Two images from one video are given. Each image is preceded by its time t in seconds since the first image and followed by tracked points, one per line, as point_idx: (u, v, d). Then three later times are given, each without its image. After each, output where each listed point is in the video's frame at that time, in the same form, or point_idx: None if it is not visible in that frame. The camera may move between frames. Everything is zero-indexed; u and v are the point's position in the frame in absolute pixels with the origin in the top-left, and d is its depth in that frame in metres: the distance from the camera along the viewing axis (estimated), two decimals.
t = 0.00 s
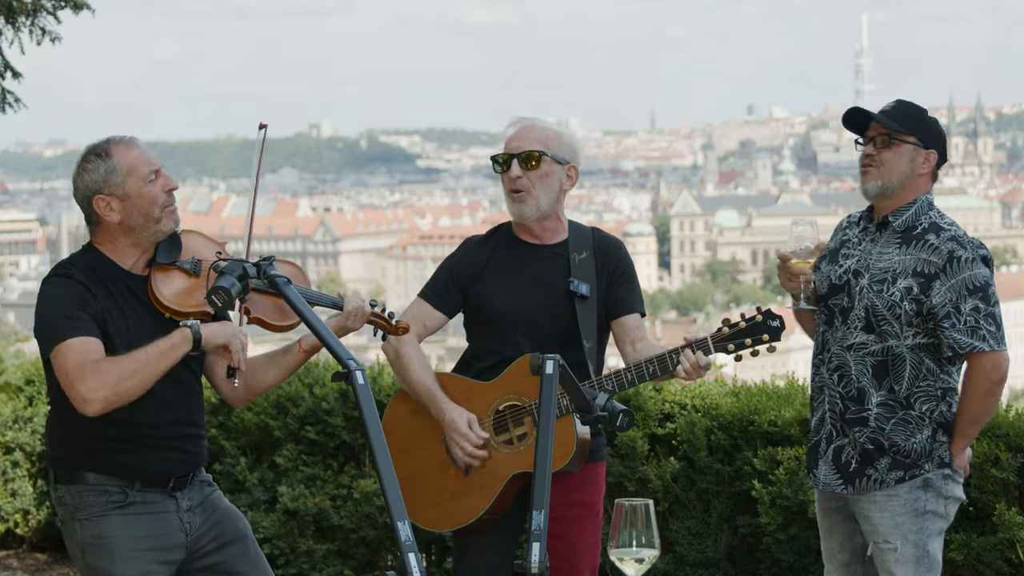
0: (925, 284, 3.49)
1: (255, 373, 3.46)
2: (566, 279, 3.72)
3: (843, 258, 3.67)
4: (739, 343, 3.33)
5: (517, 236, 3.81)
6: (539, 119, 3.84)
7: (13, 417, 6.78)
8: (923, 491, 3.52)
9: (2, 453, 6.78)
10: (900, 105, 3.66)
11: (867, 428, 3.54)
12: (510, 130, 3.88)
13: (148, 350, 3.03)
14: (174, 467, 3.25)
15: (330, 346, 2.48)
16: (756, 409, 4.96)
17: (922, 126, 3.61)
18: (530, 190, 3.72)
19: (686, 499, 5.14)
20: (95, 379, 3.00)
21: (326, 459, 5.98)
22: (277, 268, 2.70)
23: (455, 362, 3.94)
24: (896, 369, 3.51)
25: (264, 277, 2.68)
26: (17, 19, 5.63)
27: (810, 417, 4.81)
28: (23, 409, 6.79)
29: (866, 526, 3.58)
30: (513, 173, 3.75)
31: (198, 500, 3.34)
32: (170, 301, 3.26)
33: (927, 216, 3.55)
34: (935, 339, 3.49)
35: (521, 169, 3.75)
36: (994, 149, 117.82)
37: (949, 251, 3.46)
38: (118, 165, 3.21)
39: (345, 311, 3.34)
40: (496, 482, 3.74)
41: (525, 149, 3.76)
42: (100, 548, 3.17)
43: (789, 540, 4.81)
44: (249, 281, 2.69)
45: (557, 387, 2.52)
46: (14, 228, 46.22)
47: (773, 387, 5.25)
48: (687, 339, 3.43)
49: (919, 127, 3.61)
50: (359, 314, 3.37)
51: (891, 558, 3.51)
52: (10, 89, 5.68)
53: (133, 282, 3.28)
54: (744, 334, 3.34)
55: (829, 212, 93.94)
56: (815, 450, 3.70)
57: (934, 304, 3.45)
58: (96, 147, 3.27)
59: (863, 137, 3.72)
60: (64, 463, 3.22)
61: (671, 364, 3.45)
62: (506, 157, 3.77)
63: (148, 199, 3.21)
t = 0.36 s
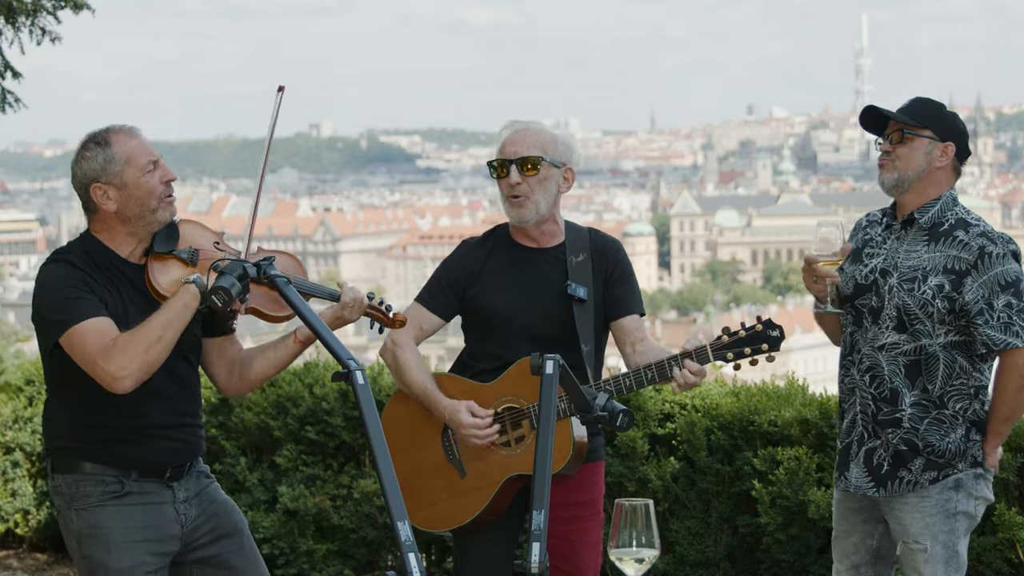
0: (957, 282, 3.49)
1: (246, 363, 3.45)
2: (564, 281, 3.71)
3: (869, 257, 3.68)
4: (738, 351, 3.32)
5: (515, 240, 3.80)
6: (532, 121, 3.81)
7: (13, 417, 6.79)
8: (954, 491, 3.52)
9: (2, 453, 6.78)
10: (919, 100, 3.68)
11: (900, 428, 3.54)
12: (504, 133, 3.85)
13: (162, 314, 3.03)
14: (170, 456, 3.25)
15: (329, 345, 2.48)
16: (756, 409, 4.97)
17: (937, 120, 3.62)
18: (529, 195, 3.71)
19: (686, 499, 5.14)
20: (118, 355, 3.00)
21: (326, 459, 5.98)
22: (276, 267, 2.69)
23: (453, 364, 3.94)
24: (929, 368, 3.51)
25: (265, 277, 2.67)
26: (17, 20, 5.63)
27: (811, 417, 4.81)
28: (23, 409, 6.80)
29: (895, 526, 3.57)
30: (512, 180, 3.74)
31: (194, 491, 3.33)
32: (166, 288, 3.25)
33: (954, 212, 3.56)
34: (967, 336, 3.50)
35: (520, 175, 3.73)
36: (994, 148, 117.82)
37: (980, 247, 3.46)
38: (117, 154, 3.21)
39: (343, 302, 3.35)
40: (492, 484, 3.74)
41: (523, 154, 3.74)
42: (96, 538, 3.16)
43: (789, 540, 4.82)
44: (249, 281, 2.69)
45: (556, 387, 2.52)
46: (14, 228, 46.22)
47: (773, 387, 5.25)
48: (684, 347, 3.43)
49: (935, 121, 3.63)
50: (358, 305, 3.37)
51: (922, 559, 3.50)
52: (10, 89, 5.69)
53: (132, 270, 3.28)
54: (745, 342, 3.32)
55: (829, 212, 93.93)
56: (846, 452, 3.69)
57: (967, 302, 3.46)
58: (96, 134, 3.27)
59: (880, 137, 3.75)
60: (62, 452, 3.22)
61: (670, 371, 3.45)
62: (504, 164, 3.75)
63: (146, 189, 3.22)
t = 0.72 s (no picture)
0: (976, 286, 3.49)
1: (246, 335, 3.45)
2: (561, 278, 3.71)
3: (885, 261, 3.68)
4: (739, 341, 3.31)
5: (510, 239, 3.79)
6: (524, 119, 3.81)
7: (13, 417, 6.79)
8: (972, 492, 3.53)
9: (2, 453, 6.79)
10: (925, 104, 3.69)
11: (922, 433, 3.53)
12: (494, 129, 3.85)
13: (146, 311, 3.02)
14: (168, 434, 3.25)
15: (329, 345, 2.48)
16: (756, 409, 4.97)
17: (948, 123, 3.62)
18: (520, 190, 3.69)
19: (687, 499, 5.14)
20: (89, 335, 2.99)
21: (326, 459, 5.98)
22: (276, 267, 2.70)
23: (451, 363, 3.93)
24: (950, 371, 3.50)
25: (264, 277, 2.68)
26: (17, 19, 5.63)
27: (811, 417, 4.81)
28: (23, 409, 6.80)
29: (911, 526, 3.58)
30: (502, 176, 3.72)
31: (190, 471, 3.32)
32: (165, 260, 3.31)
33: (971, 214, 3.56)
34: (987, 339, 3.50)
35: (509, 171, 3.72)
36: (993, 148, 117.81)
37: (998, 251, 3.47)
38: (130, 125, 3.20)
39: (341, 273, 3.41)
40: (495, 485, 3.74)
41: (512, 150, 3.73)
42: (91, 515, 3.16)
43: (789, 540, 4.81)
44: (249, 281, 2.69)
45: (556, 388, 2.52)
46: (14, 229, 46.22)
47: (773, 387, 5.25)
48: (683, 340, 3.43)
49: (945, 124, 3.62)
50: (355, 275, 3.45)
51: (937, 559, 3.51)
52: (10, 89, 5.69)
53: (130, 241, 3.28)
54: (745, 331, 3.31)
55: (829, 212, 93.92)
56: (867, 457, 3.67)
57: (987, 306, 3.45)
58: (111, 101, 3.25)
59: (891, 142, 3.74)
60: (58, 427, 3.21)
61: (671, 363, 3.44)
62: (493, 159, 3.75)
63: (154, 164, 3.20)
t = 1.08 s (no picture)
0: (975, 288, 3.49)
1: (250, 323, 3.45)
2: (562, 288, 3.70)
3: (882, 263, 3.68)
4: (740, 361, 3.30)
5: (513, 250, 3.77)
6: (528, 125, 3.76)
7: (13, 417, 6.79)
8: (969, 492, 3.53)
9: (2, 453, 6.79)
10: (927, 105, 3.68)
11: (920, 434, 3.52)
12: (496, 139, 3.79)
13: (131, 317, 3.02)
14: (167, 426, 3.25)
15: (329, 345, 2.48)
16: (756, 409, 4.97)
17: (950, 126, 3.62)
18: (521, 208, 3.64)
19: (687, 499, 5.14)
20: (70, 331, 3.00)
21: (326, 459, 5.98)
22: (276, 267, 2.68)
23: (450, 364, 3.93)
24: (948, 372, 3.50)
25: (264, 277, 2.67)
26: (17, 20, 5.63)
27: (811, 417, 4.81)
28: (23, 409, 6.80)
29: (908, 526, 3.58)
30: (503, 194, 3.67)
31: (189, 465, 3.32)
32: (165, 249, 3.31)
33: (970, 216, 3.56)
34: (986, 341, 3.50)
35: (511, 188, 3.66)
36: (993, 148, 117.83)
37: (998, 252, 3.47)
38: (132, 112, 3.19)
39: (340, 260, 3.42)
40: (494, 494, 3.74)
41: (514, 167, 3.68)
42: (89, 506, 3.16)
43: (789, 540, 4.81)
44: (248, 281, 2.69)
45: (556, 388, 2.52)
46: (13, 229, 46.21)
47: (773, 387, 5.25)
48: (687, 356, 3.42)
49: (947, 127, 3.62)
50: (354, 262, 3.45)
51: (932, 558, 3.51)
52: (10, 89, 5.69)
53: (131, 232, 3.28)
54: (749, 351, 3.30)
55: (829, 212, 93.92)
56: (865, 458, 3.67)
57: (987, 307, 3.45)
58: (114, 89, 3.24)
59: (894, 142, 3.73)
60: (57, 418, 3.22)
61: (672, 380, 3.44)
62: (497, 176, 3.69)
63: (156, 153, 3.20)
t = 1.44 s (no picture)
0: (950, 284, 3.51)
1: (253, 322, 3.46)
2: (562, 286, 3.69)
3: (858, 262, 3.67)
4: (741, 364, 3.30)
5: (512, 244, 3.76)
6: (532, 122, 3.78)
7: (13, 417, 6.79)
8: (949, 489, 3.52)
9: (2, 453, 6.79)
10: (902, 107, 3.66)
11: (898, 431, 3.53)
12: (498, 135, 3.80)
13: (120, 327, 3.02)
14: (166, 427, 3.25)
15: (329, 345, 2.48)
16: (756, 409, 4.97)
17: (928, 129, 3.62)
18: (523, 201, 3.65)
19: (686, 499, 5.14)
20: (61, 332, 2.99)
21: (326, 459, 5.98)
22: (276, 267, 2.70)
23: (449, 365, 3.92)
24: (924, 369, 3.51)
25: (264, 277, 2.68)
26: (17, 20, 5.63)
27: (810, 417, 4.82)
28: (23, 409, 6.80)
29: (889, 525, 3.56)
30: (505, 186, 3.68)
31: (188, 465, 3.31)
32: (169, 247, 3.33)
33: (943, 215, 3.57)
34: (961, 338, 3.52)
35: (514, 181, 3.67)
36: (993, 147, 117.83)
37: (972, 249, 3.48)
38: (133, 104, 3.19)
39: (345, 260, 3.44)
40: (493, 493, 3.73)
41: (518, 161, 3.68)
42: (88, 505, 3.16)
43: (789, 540, 4.81)
44: (248, 281, 2.70)
45: (556, 388, 2.53)
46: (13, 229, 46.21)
47: (772, 387, 5.25)
48: (688, 360, 3.42)
49: (926, 130, 3.62)
50: (359, 262, 3.48)
51: (915, 556, 3.49)
52: (10, 89, 5.69)
53: (137, 232, 3.29)
54: (749, 355, 3.29)
55: (829, 212, 93.92)
56: (844, 457, 3.66)
57: (962, 304, 3.48)
58: (114, 83, 3.24)
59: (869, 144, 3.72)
60: (57, 415, 3.22)
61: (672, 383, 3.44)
62: (499, 169, 3.70)
63: (159, 143, 3.20)
